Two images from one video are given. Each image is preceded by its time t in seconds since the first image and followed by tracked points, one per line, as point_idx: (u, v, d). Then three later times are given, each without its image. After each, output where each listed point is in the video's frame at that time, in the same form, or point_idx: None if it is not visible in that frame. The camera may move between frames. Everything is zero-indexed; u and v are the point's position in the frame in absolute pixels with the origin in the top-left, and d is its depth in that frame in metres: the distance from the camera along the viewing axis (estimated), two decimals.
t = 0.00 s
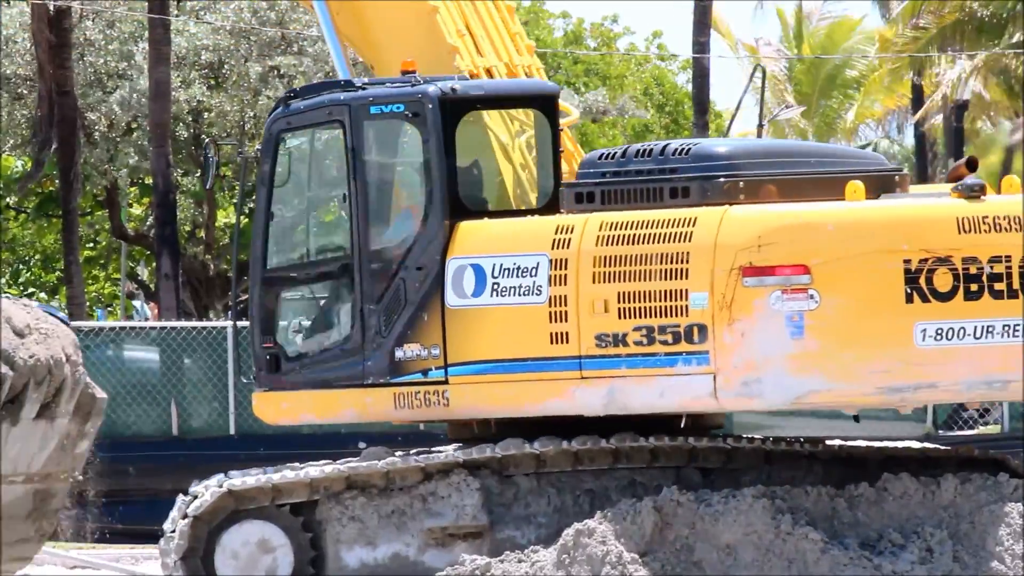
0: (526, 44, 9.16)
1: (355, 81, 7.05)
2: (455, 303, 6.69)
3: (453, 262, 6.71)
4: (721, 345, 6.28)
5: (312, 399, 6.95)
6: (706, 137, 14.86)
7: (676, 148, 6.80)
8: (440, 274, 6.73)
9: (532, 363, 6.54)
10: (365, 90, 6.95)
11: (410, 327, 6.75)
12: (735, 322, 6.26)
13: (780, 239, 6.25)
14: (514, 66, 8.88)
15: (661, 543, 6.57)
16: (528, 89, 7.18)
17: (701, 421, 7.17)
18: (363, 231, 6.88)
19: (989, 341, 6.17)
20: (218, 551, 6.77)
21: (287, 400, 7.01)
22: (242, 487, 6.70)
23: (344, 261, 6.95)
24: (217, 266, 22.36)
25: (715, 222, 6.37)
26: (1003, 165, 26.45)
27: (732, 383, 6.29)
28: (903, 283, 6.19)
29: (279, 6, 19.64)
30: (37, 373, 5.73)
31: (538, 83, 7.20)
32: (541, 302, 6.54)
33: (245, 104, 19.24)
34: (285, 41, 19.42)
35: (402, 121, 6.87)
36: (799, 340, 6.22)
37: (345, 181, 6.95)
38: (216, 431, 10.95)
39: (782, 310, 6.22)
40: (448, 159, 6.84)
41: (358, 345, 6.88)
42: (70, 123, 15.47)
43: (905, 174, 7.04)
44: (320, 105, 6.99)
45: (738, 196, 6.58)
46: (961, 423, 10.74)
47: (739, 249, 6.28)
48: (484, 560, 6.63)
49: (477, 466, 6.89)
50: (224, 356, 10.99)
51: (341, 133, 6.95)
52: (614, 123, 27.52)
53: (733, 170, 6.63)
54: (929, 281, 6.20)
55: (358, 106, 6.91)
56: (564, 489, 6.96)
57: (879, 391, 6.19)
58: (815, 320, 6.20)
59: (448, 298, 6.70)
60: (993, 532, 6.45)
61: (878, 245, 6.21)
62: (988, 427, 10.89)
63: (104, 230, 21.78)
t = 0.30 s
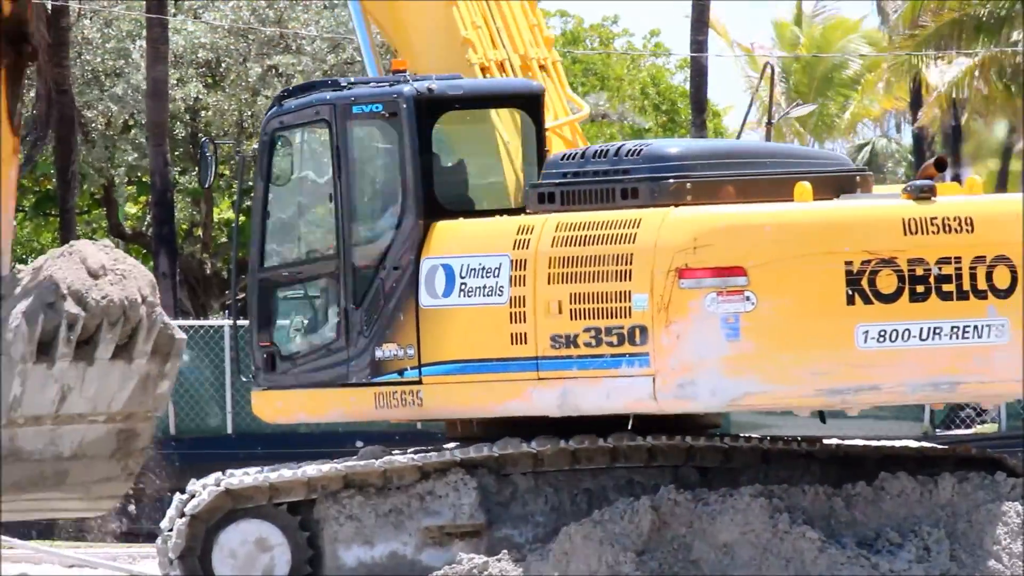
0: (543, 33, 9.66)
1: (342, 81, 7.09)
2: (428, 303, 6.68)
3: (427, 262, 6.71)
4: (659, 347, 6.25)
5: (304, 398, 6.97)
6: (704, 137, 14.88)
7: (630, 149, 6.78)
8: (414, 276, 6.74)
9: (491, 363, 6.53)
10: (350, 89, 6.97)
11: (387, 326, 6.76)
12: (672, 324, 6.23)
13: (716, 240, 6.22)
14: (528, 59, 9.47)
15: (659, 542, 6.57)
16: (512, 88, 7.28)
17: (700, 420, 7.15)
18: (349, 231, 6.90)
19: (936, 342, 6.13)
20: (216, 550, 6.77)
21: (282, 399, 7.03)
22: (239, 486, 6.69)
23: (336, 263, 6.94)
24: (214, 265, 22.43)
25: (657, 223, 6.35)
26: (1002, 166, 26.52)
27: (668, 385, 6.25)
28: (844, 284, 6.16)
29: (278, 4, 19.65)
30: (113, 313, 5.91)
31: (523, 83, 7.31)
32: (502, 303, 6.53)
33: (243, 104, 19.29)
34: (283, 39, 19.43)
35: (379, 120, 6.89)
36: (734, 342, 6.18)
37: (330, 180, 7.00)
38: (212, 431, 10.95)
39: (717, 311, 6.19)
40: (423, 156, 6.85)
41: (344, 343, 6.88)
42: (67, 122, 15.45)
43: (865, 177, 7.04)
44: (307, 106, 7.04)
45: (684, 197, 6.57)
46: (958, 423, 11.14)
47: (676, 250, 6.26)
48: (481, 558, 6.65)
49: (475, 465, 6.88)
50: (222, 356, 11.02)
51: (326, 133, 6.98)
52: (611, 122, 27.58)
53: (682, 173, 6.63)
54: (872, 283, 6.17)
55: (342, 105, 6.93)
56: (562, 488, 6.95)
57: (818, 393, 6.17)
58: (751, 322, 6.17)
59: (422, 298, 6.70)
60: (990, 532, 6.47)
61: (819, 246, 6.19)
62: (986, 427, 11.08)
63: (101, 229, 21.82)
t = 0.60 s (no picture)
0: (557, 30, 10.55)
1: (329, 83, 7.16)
2: (401, 303, 6.68)
3: (402, 262, 6.72)
4: (589, 349, 6.25)
5: (301, 398, 7.04)
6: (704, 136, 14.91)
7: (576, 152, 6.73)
8: (389, 277, 6.74)
9: (449, 365, 6.52)
10: (334, 91, 7.02)
11: (369, 326, 6.75)
12: (599, 327, 6.23)
13: (642, 244, 6.21)
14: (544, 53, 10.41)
15: (659, 543, 6.59)
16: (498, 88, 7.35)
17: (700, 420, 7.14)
18: (335, 232, 6.92)
19: (872, 346, 6.05)
20: (216, 550, 6.78)
21: (282, 399, 7.12)
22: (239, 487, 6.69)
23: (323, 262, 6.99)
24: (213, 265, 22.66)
25: (590, 226, 6.33)
26: (1001, 165, 26.60)
27: (597, 388, 6.25)
28: (775, 288, 6.10)
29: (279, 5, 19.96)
30: (202, 249, 10.74)
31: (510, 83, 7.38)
32: (460, 305, 6.50)
33: (242, 103, 19.24)
34: (283, 39, 19.58)
35: (358, 122, 6.93)
36: (659, 345, 6.17)
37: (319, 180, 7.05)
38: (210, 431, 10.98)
39: (642, 315, 6.18)
40: (397, 159, 6.89)
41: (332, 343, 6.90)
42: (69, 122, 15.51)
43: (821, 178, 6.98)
44: (297, 108, 7.11)
45: (624, 199, 6.51)
46: (959, 423, 11.07)
47: (603, 254, 6.24)
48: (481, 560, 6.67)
49: (475, 466, 6.87)
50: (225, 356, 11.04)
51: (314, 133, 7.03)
52: (611, 122, 27.64)
53: (625, 175, 6.58)
54: (804, 286, 6.09)
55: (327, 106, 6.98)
56: (562, 488, 6.95)
57: (746, 397, 6.12)
58: (678, 326, 6.15)
59: (395, 299, 6.70)
60: (990, 531, 6.47)
61: (749, 249, 6.14)
62: (986, 426, 11.15)
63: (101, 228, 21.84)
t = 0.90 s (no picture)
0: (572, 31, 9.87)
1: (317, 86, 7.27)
2: (373, 306, 6.69)
3: (373, 265, 6.72)
4: (507, 354, 6.17)
5: (298, 398, 7.02)
6: (701, 137, 14.93)
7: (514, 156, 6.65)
8: (360, 280, 6.74)
9: (405, 368, 6.50)
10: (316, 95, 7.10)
11: (348, 328, 6.76)
12: (513, 333, 6.14)
13: (555, 248, 6.10)
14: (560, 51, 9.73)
15: (656, 544, 6.59)
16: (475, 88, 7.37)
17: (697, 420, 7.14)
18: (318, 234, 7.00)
19: (791, 351, 6.13)
20: (213, 551, 6.78)
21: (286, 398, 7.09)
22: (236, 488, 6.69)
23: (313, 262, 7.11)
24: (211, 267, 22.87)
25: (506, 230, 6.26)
26: (999, 166, 26.65)
27: (513, 393, 6.18)
28: (691, 294, 6.12)
29: (277, 7, 19.80)
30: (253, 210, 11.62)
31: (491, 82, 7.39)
32: (411, 308, 6.49)
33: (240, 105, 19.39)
34: (281, 41, 19.57)
35: (335, 125, 6.99)
36: (571, 350, 6.09)
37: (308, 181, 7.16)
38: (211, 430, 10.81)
39: (555, 320, 6.10)
40: (369, 160, 6.88)
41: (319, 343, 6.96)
42: (67, 124, 15.48)
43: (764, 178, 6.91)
44: (286, 113, 7.27)
45: (551, 205, 6.42)
46: (955, 424, 11.15)
47: (518, 259, 6.13)
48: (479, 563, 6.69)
49: (472, 467, 6.85)
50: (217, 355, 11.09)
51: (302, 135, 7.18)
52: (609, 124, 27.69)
53: (556, 180, 6.50)
54: (720, 292, 6.13)
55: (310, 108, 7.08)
56: (559, 490, 6.95)
57: (660, 402, 6.12)
58: (590, 331, 6.09)
59: (367, 301, 6.71)
60: (985, 533, 6.50)
61: (666, 255, 6.12)
62: (983, 428, 11.16)
63: (99, 229, 21.84)
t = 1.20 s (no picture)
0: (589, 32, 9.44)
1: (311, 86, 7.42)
2: (347, 307, 6.71)
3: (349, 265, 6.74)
4: (414, 357, 6.12)
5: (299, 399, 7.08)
6: (699, 137, 14.96)
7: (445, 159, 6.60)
8: (337, 283, 6.79)
9: (361, 369, 6.51)
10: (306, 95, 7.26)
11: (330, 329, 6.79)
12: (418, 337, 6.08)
13: (459, 253, 6.05)
14: (572, 47, 9.33)
15: (655, 543, 6.58)
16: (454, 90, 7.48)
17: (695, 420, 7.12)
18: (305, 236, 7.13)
19: (696, 354, 6.09)
20: (211, 551, 6.78)
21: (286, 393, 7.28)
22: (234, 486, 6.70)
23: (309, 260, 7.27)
24: (208, 266, 22.98)
25: (416, 234, 6.23)
26: (996, 165, 26.71)
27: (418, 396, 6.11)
28: (594, 298, 6.08)
29: (273, 7, 19.65)
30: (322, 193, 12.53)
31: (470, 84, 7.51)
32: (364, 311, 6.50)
33: (237, 104, 19.52)
34: (278, 41, 19.51)
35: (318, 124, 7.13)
36: (473, 354, 6.04)
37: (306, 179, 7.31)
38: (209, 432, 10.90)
39: (456, 324, 6.04)
40: (343, 163, 6.99)
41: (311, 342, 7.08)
42: (65, 125, 15.45)
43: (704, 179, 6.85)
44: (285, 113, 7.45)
45: (472, 208, 6.35)
46: (953, 423, 11.14)
47: (425, 263, 6.08)
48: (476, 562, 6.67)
49: (470, 466, 6.86)
50: (217, 357, 11.04)
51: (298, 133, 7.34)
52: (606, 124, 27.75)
53: (478, 183, 6.43)
54: (623, 296, 6.09)
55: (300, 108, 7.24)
56: (557, 489, 6.96)
57: (562, 406, 6.08)
58: (491, 335, 6.04)
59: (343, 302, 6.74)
60: (985, 531, 6.59)
61: (570, 258, 6.08)
62: (981, 427, 11.18)
63: (96, 229, 21.85)
